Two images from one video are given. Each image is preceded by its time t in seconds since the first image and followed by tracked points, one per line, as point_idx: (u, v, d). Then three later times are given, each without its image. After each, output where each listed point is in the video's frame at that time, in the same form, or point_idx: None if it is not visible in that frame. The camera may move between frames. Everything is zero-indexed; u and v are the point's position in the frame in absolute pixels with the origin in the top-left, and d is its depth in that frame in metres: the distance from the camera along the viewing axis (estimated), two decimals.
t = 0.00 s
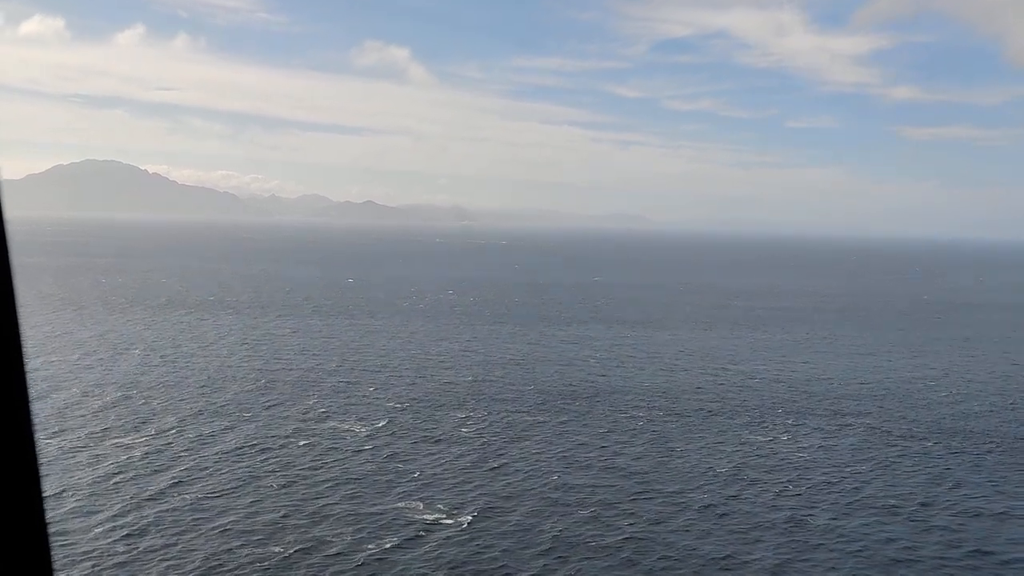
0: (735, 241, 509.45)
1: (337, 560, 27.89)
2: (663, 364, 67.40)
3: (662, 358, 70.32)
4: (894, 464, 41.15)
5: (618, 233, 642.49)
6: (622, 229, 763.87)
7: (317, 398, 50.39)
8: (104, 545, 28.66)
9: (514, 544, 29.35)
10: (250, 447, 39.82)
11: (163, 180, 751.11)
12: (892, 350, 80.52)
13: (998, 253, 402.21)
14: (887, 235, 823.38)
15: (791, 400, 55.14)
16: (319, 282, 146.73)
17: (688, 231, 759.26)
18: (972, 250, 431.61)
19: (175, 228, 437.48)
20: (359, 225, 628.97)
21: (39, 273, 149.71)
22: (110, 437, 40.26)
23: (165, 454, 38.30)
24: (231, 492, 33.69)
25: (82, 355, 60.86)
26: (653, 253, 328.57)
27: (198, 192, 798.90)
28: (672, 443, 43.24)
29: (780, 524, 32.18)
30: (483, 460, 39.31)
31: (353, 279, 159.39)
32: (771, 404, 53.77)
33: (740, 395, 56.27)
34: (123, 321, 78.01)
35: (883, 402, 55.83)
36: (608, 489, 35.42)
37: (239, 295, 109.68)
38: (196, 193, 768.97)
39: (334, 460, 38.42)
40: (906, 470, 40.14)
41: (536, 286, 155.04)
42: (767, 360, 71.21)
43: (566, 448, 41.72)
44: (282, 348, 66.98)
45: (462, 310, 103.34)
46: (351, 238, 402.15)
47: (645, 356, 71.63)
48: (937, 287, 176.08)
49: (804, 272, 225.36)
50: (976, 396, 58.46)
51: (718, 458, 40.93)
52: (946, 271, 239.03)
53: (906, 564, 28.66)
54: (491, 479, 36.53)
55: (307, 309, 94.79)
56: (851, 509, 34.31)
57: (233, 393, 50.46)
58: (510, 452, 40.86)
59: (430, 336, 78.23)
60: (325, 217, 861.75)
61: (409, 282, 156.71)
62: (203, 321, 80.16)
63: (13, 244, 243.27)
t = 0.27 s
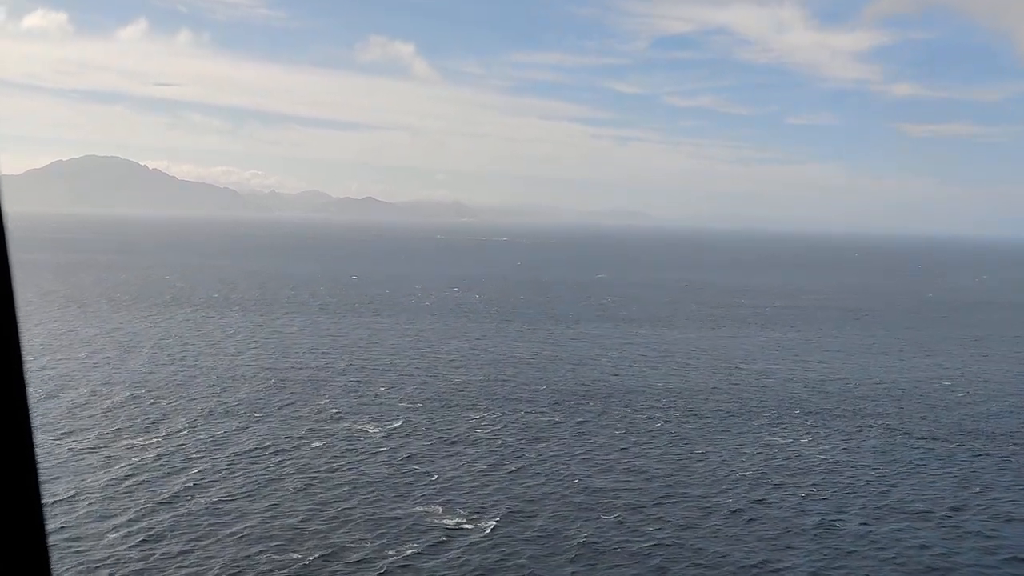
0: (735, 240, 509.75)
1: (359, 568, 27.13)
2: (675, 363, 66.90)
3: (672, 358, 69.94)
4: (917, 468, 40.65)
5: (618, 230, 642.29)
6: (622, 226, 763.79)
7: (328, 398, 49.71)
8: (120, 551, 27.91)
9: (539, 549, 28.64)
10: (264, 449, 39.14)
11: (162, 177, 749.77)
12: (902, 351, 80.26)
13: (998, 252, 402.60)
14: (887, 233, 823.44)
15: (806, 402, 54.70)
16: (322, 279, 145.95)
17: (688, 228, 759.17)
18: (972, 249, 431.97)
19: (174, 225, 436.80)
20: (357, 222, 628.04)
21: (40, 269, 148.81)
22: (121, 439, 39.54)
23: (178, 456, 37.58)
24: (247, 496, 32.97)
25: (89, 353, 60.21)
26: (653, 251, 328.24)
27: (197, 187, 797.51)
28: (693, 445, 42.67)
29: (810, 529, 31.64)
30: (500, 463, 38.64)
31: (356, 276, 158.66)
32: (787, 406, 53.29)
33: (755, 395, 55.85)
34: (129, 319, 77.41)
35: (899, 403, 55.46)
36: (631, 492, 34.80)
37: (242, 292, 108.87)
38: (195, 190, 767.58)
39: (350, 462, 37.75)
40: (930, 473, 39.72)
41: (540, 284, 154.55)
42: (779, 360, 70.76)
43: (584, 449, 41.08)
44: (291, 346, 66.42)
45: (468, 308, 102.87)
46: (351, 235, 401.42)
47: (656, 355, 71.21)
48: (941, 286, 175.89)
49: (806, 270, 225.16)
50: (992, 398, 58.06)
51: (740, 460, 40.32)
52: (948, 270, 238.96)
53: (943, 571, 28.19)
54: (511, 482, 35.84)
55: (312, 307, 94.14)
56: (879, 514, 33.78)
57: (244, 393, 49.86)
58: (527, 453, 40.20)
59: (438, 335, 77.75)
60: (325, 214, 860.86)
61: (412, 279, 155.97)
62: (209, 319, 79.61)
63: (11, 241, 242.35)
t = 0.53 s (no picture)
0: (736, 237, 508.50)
1: None
2: (688, 362, 66.20)
3: (685, 356, 69.17)
4: (943, 470, 39.93)
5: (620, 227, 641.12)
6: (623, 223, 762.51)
7: (340, 399, 48.98)
8: (136, 558, 27.14)
9: (566, 556, 27.92)
10: (277, 452, 38.39)
11: (162, 173, 748.46)
12: (915, 350, 79.55)
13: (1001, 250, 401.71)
14: (887, 230, 823.52)
15: (824, 402, 53.97)
16: (326, 276, 144.99)
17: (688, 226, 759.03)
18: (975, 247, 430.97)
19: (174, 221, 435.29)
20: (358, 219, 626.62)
21: (43, 266, 147.97)
22: (132, 441, 38.78)
23: (190, 459, 36.85)
24: (263, 500, 32.23)
25: (96, 352, 59.49)
26: (655, 248, 327.75)
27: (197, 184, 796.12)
28: (713, 446, 41.95)
29: (843, 535, 30.90)
30: (519, 465, 37.92)
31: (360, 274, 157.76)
32: (805, 405, 52.57)
33: (772, 395, 55.10)
34: (134, 317, 76.67)
35: (917, 404, 54.74)
36: (655, 495, 34.09)
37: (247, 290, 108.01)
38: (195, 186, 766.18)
39: (366, 464, 37.02)
40: (957, 476, 39.00)
41: (545, 281, 153.91)
42: (793, 358, 70.07)
43: (603, 451, 40.35)
44: (299, 345, 65.70)
45: (475, 306, 102.19)
46: (352, 232, 400.34)
47: (668, 354, 70.44)
48: (946, 284, 175.40)
49: (809, 268, 224.76)
50: (1012, 397, 57.30)
51: (762, 462, 39.60)
52: (951, 268, 238.62)
53: None
54: (531, 485, 35.13)
55: (318, 305, 93.28)
56: (909, 519, 33.07)
57: (254, 394, 49.14)
58: (545, 455, 39.49)
59: (447, 333, 76.96)
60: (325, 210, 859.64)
61: (417, 277, 155.10)
62: (215, 317, 78.92)
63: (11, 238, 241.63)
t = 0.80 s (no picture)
0: (737, 234, 507.59)
1: None
2: (699, 363, 65.53)
3: (697, 356, 68.49)
4: (969, 473, 39.28)
5: (619, 225, 640.03)
6: (622, 220, 761.43)
7: (352, 400, 48.25)
8: (153, 567, 26.40)
9: (595, 564, 27.24)
10: (290, 455, 37.66)
11: (161, 171, 746.68)
12: (926, 350, 78.95)
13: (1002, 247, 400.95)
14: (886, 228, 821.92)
15: (841, 402, 53.28)
16: (328, 274, 144.02)
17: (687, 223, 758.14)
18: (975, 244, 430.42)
19: (173, 218, 433.89)
20: (357, 216, 624.91)
21: (44, 264, 146.93)
22: (142, 444, 38.09)
23: (202, 463, 36.10)
24: (281, 505, 31.48)
25: (102, 352, 58.72)
26: (655, 245, 326.64)
27: (196, 181, 794.28)
28: (734, 449, 41.23)
29: (875, 543, 30.24)
30: (538, 468, 37.20)
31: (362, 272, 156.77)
32: (821, 406, 51.91)
33: (788, 396, 54.43)
34: (138, 316, 75.88)
35: (935, 404, 54.07)
36: (679, 500, 33.40)
37: (251, 288, 107.06)
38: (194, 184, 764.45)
39: (382, 468, 36.26)
40: (983, 479, 38.35)
41: (547, 279, 153.03)
42: (804, 358, 69.36)
43: (622, 454, 39.62)
44: (306, 345, 64.96)
45: (479, 304, 101.42)
46: (352, 229, 399.12)
47: (680, 354, 69.75)
48: (948, 281, 174.85)
49: (810, 266, 223.85)
50: None
51: (785, 465, 38.89)
52: (953, 266, 237.84)
53: None
54: (552, 490, 34.41)
55: (323, 303, 92.45)
56: (939, 524, 32.42)
57: (264, 396, 48.39)
58: (563, 458, 38.78)
59: (454, 332, 76.22)
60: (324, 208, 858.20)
61: (420, 275, 154.22)
62: (220, 316, 78.15)
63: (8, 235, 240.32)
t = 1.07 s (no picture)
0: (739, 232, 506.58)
1: None
2: (711, 364, 64.77)
3: (709, 357, 67.82)
4: (996, 476, 38.58)
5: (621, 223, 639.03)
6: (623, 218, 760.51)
7: (364, 402, 47.54)
8: None
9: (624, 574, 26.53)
10: (305, 459, 36.96)
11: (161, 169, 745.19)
12: (940, 349, 78.26)
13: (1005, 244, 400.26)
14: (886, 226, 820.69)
15: (860, 403, 52.57)
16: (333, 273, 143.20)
17: (687, 221, 756.79)
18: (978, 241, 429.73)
19: (174, 216, 432.79)
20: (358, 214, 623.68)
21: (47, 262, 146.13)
22: (154, 449, 37.39)
23: (216, 467, 35.40)
24: (298, 512, 30.78)
25: (109, 352, 58.01)
26: (656, 243, 325.39)
27: (196, 179, 792.88)
28: (756, 452, 40.53)
29: (910, 551, 29.49)
30: (558, 473, 36.47)
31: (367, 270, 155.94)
32: (841, 408, 51.18)
33: (806, 397, 53.72)
34: (144, 315, 75.06)
35: (955, 405, 53.36)
36: (705, 506, 32.71)
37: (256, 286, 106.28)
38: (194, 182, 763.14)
39: (399, 472, 35.56)
40: (1012, 483, 37.64)
41: (551, 278, 152.05)
42: (818, 359, 68.58)
43: (643, 458, 38.91)
44: (314, 345, 64.16)
45: (485, 304, 100.57)
46: (354, 227, 398.05)
47: (692, 354, 69.05)
48: (955, 280, 174.08)
49: (816, 264, 224.65)
50: None
51: (809, 469, 38.17)
52: (959, 264, 236.96)
53: None
54: (574, 495, 33.69)
55: (330, 302, 91.69)
56: (972, 530, 31.72)
57: (275, 398, 47.71)
58: (583, 462, 38.04)
59: (464, 332, 75.49)
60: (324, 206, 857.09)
61: (424, 274, 153.38)
62: (227, 315, 77.41)
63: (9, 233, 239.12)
